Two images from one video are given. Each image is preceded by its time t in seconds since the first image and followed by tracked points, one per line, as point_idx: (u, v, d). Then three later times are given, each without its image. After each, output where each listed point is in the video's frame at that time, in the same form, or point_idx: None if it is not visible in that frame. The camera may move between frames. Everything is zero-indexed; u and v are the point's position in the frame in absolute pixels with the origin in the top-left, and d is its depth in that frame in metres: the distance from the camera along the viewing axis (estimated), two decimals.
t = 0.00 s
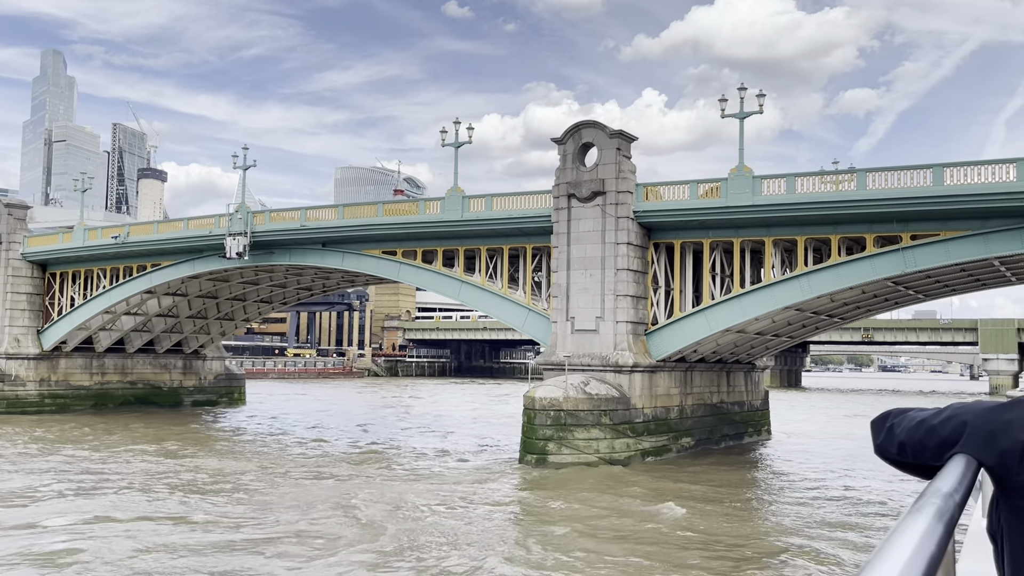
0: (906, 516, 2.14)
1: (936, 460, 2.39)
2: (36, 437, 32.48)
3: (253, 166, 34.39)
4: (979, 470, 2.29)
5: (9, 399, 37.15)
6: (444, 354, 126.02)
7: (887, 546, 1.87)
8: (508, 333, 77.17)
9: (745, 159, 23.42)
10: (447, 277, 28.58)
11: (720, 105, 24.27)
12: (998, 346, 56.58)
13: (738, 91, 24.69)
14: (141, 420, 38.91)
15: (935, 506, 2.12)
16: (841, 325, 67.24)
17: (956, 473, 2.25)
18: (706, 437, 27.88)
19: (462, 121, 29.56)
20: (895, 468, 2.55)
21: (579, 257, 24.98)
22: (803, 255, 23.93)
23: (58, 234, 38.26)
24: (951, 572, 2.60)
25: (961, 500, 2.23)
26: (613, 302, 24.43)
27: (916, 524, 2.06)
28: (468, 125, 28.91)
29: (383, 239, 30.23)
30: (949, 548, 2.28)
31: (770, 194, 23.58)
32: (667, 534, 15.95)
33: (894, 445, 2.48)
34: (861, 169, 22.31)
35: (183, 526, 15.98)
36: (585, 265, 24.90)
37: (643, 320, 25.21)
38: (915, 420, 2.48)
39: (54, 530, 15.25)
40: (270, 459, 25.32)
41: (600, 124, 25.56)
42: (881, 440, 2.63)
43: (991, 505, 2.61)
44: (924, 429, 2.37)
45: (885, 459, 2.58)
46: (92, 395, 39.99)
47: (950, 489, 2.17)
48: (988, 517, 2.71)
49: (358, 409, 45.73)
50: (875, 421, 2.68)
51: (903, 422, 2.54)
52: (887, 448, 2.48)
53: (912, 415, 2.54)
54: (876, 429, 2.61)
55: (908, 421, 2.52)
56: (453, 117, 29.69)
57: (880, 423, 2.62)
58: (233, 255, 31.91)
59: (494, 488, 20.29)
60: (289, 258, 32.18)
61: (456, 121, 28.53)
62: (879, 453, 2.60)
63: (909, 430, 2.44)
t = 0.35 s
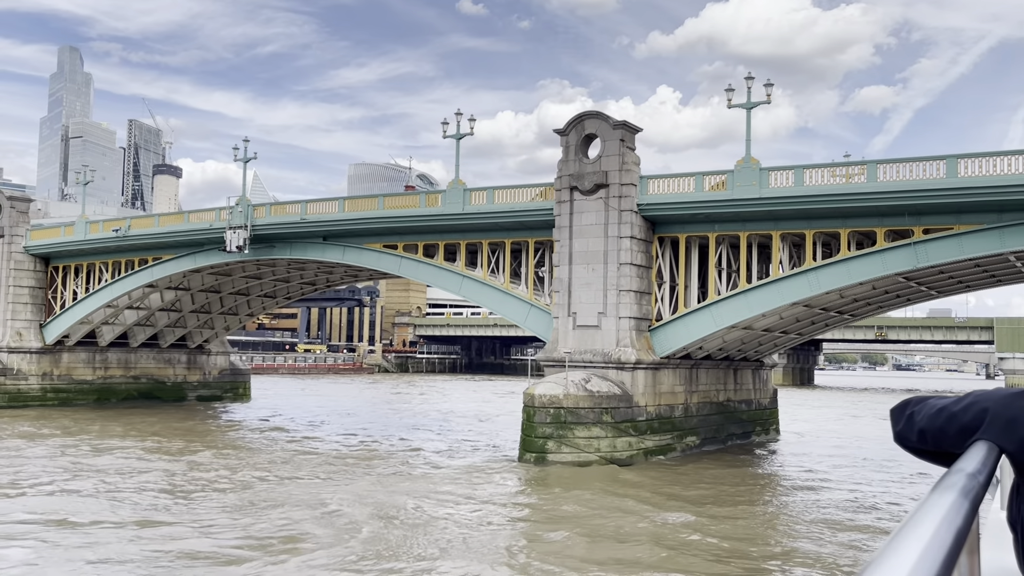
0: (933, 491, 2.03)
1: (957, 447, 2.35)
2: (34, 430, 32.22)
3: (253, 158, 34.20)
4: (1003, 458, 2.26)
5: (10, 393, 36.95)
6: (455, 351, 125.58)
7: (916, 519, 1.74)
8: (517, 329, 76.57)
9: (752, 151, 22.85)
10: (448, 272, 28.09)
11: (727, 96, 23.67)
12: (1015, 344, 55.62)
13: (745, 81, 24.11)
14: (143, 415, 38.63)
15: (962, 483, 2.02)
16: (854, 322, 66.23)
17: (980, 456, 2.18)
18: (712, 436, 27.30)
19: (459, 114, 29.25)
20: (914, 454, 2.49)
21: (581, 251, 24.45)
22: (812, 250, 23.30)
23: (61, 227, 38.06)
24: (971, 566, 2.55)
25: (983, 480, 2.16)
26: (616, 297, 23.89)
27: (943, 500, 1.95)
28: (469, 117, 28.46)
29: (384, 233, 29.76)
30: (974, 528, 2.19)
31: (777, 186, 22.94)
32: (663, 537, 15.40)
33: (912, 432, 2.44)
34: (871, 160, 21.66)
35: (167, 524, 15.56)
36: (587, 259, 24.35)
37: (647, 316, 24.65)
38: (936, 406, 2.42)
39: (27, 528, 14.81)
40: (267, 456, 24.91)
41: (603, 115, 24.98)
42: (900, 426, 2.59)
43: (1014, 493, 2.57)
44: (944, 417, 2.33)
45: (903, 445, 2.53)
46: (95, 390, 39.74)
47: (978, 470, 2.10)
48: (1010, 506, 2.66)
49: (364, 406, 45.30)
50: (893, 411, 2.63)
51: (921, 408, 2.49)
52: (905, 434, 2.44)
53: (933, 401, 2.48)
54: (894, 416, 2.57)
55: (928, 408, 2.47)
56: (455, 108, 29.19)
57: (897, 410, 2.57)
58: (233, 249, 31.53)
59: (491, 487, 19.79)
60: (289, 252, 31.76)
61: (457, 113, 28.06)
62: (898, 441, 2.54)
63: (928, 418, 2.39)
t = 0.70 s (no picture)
0: (932, 480, 2.12)
1: (961, 440, 2.43)
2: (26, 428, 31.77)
3: (249, 152, 33.70)
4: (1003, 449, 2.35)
5: (5, 389, 36.55)
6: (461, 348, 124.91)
7: (915, 500, 1.81)
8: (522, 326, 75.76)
9: (754, 142, 22.12)
10: (444, 267, 27.50)
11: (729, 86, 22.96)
12: None
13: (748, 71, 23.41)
14: (139, 412, 38.18)
15: (960, 475, 2.10)
16: (864, 319, 65.32)
17: (984, 447, 2.27)
18: (714, 436, 26.65)
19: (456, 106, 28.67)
20: (922, 449, 2.59)
21: (578, 246, 23.82)
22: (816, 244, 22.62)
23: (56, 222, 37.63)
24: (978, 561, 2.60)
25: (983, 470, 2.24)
26: (615, 293, 23.26)
27: (944, 487, 2.03)
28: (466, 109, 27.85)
29: (379, 228, 29.16)
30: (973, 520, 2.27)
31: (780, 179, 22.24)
32: (659, 544, 14.75)
33: (919, 425, 2.52)
34: (877, 151, 20.93)
35: (144, 529, 14.99)
36: (585, 254, 23.71)
37: (646, 313, 24.01)
38: (940, 401, 2.52)
39: None
40: (258, 455, 24.35)
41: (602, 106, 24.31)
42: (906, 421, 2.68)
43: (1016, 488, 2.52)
44: (949, 411, 2.42)
45: (912, 441, 2.63)
46: (92, 387, 39.31)
47: (977, 461, 2.18)
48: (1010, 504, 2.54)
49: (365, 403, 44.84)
50: (899, 405, 2.72)
51: (926, 402, 2.59)
52: (913, 427, 2.53)
53: (938, 395, 2.57)
54: (900, 410, 2.66)
55: (933, 402, 2.56)
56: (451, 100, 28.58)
57: (905, 404, 2.66)
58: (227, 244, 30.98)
59: (483, 489, 19.17)
60: (284, 247, 31.21)
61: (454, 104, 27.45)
62: (906, 435, 2.64)
63: (933, 413, 2.48)
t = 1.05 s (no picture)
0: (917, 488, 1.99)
1: (954, 446, 2.35)
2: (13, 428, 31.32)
3: (240, 147, 33.14)
4: (998, 457, 2.25)
5: None
6: (464, 347, 124.39)
7: (897, 504, 1.69)
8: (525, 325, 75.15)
9: (752, 134, 21.50)
10: (436, 264, 26.92)
11: (726, 77, 22.34)
12: None
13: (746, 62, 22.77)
14: (132, 411, 37.71)
15: (947, 481, 1.98)
16: (870, 317, 64.69)
17: (974, 454, 2.16)
18: (712, 436, 26.05)
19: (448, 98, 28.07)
20: (915, 455, 2.50)
21: (572, 241, 23.22)
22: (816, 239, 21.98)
23: (47, 219, 37.15)
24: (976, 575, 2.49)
25: (972, 479, 2.12)
26: (609, 290, 22.66)
27: (925, 492, 1.92)
28: (458, 102, 27.26)
29: (371, 223, 28.60)
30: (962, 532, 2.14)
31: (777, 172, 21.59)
32: (648, 552, 14.20)
33: (913, 431, 2.44)
34: (878, 143, 20.28)
35: (113, 538, 14.47)
36: (579, 250, 23.11)
37: (641, 310, 23.41)
38: (934, 407, 2.43)
39: None
40: (246, 457, 23.82)
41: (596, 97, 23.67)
42: (902, 429, 2.60)
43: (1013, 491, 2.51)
44: (941, 416, 2.34)
45: (905, 447, 2.54)
46: (84, 386, 38.86)
47: (963, 469, 2.06)
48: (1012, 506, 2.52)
49: (362, 402, 44.35)
50: (895, 411, 2.65)
51: (922, 408, 2.50)
52: (906, 434, 2.45)
53: (931, 401, 2.50)
54: (897, 416, 2.57)
55: (928, 408, 2.48)
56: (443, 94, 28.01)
57: (901, 410, 2.58)
58: (217, 240, 30.43)
59: (471, 492, 18.63)
60: (275, 243, 30.66)
61: (446, 97, 26.86)
62: (900, 441, 2.56)
63: (927, 418, 2.40)
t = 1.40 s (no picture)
0: (907, 493, 2.06)
1: (951, 449, 2.39)
2: None
3: (223, 144, 32.53)
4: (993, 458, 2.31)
5: None
6: (462, 348, 123.69)
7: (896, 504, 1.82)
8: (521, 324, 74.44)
9: (742, 128, 20.88)
10: (423, 262, 26.36)
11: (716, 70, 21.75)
12: None
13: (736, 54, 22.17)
14: (117, 413, 37.11)
15: (941, 485, 2.05)
16: (870, 317, 64.03)
17: (968, 456, 2.21)
18: (704, 438, 25.48)
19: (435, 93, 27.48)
20: (911, 458, 2.55)
21: (559, 239, 22.65)
22: (808, 236, 21.40)
23: (30, 218, 36.56)
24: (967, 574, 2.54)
25: (967, 481, 2.19)
26: (596, 288, 22.08)
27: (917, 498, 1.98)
28: (444, 97, 26.69)
29: (356, 222, 28.01)
30: (953, 533, 2.22)
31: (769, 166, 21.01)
32: (630, 563, 13.61)
33: (909, 435, 2.49)
34: (872, 137, 19.70)
35: (73, 551, 13.89)
36: (566, 247, 22.52)
37: (630, 310, 22.84)
38: (930, 409, 2.48)
39: None
40: (225, 461, 23.24)
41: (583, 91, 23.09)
42: (898, 430, 2.66)
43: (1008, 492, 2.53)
44: (939, 420, 2.38)
45: (901, 449, 2.60)
46: (69, 387, 38.26)
47: (955, 472, 2.12)
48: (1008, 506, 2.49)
49: (353, 403, 43.81)
50: (891, 413, 2.69)
51: (918, 412, 2.55)
52: (903, 437, 2.50)
53: (928, 404, 2.55)
54: (893, 419, 2.62)
55: (923, 412, 2.53)
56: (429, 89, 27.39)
57: (897, 413, 2.62)
58: (200, 239, 29.87)
59: (453, 498, 18.04)
60: (259, 242, 30.08)
61: (432, 92, 26.29)
62: (896, 443, 2.61)
63: (924, 421, 2.45)
